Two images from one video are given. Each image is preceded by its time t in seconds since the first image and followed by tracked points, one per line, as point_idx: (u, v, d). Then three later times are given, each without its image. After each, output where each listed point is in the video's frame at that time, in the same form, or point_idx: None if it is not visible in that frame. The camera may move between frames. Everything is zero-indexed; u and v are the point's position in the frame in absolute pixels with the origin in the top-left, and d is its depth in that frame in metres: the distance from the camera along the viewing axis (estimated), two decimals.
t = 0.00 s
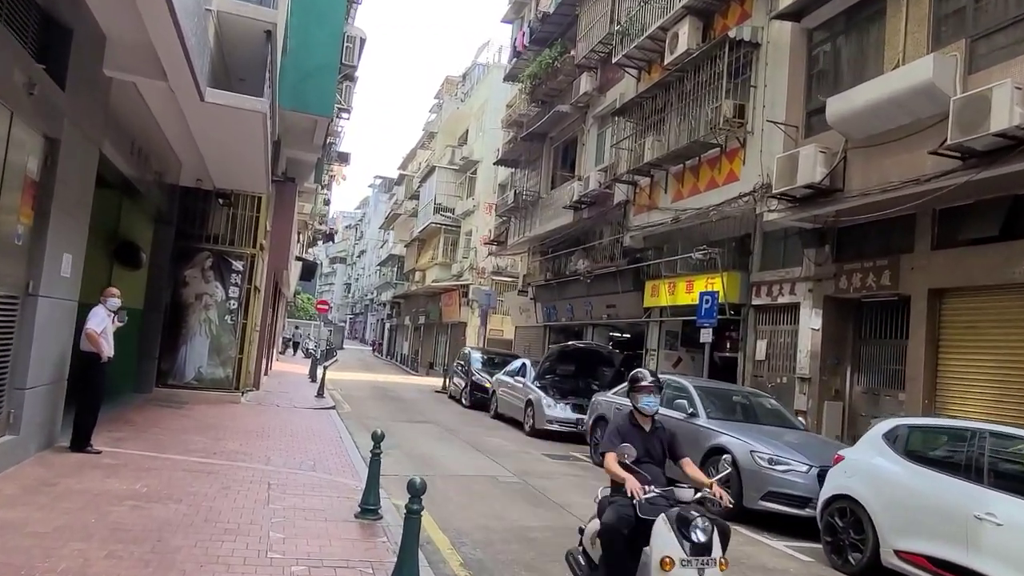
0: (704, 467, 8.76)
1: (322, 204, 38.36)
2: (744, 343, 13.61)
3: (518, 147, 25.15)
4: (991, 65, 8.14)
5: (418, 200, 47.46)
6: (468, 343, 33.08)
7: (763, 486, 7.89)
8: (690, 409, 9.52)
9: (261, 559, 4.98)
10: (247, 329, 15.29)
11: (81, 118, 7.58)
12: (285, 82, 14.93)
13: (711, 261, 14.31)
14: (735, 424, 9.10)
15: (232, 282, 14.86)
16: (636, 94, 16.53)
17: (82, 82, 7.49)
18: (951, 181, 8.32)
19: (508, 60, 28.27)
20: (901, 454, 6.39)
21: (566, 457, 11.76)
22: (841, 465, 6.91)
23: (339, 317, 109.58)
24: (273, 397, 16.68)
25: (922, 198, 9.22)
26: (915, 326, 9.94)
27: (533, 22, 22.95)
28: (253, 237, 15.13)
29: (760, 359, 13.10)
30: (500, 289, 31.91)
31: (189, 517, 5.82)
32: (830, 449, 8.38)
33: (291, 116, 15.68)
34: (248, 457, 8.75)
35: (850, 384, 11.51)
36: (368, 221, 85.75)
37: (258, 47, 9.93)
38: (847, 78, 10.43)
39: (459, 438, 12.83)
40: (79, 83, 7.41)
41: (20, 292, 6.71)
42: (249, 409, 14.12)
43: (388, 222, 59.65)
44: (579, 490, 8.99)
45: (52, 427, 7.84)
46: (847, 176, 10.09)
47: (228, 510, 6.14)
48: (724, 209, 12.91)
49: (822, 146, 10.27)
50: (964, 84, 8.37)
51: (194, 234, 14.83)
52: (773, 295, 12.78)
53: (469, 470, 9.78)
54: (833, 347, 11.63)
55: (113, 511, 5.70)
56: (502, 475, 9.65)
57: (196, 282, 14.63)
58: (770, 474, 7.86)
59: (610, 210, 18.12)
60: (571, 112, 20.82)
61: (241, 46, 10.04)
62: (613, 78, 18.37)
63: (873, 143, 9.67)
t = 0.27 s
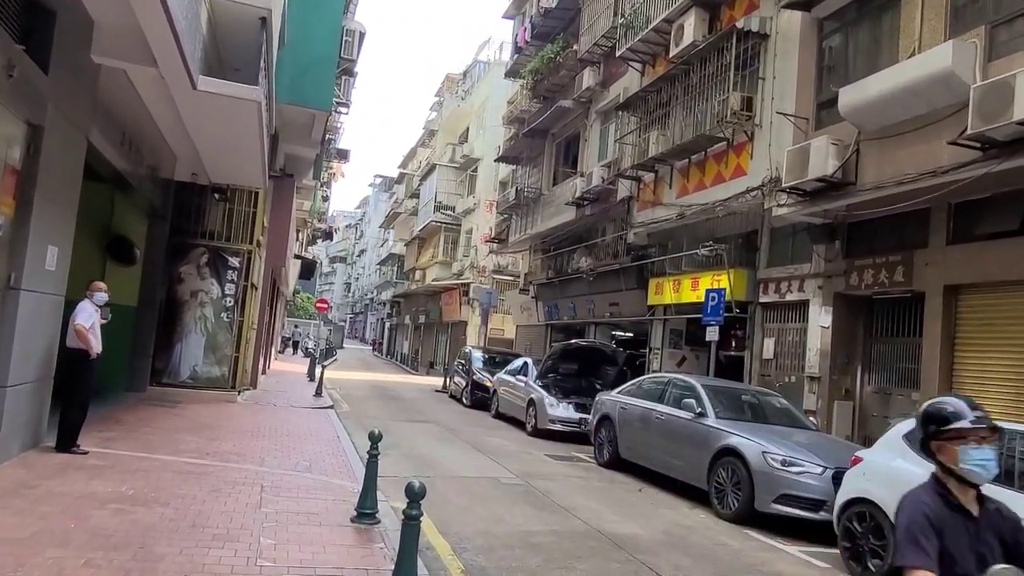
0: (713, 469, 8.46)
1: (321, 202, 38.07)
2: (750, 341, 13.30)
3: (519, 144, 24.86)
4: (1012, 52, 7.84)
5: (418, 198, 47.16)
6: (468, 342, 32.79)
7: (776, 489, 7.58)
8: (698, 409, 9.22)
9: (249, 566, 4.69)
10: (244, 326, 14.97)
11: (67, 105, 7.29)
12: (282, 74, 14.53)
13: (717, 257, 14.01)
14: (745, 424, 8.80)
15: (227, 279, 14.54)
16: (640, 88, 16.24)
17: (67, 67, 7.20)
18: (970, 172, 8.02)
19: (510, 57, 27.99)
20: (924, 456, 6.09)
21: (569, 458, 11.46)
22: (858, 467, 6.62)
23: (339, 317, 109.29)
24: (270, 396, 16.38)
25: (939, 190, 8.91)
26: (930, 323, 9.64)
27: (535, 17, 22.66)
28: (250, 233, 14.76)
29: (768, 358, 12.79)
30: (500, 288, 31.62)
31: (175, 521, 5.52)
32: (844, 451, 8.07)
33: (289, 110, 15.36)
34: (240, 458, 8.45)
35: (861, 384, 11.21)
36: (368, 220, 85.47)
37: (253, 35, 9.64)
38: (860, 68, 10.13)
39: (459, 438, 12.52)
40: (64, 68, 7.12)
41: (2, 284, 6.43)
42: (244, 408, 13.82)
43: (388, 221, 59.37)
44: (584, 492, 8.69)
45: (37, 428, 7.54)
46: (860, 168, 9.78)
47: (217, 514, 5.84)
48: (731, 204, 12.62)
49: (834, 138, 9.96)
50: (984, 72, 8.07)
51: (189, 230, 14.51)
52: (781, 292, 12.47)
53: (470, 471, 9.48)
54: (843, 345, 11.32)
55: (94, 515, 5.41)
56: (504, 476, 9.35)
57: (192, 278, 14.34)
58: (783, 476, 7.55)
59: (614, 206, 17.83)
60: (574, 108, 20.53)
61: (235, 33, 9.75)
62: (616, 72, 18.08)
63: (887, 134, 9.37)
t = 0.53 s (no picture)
0: (723, 472, 8.17)
1: (319, 199, 37.71)
2: (756, 340, 13.02)
3: (519, 140, 24.55)
4: None
5: (416, 195, 46.80)
6: (467, 340, 32.49)
7: (789, 493, 7.28)
8: (706, 409, 8.93)
9: None
10: (238, 325, 14.65)
11: (49, 94, 6.97)
12: (278, 69, 14.24)
13: (721, 254, 13.72)
14: (754, 425, 8.50)
15: (222, 276, 14.21)
16: (642, 81, 15.93)
17: (48, 55, 6.87)
18: (990, 164, 7.72)
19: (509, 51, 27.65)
20: (948, 460, 5.79)
21: (572, 459, 11.16)
22: (878, 472, 6.32)
23: (337, 315, 108.99)
24: (266, 395, 16.07)
25: (956, 183, 8.61)
26: (944, 321, 9.35)
27: (535, 11, 22.33)
28: (245, 229, 14.46)
29: (774, 356, 12.51)
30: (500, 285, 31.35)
31: (159, 531, 5.21)
32: (859, 453, 7.78)
33: (285, 104, 15.03)
34: (232, 461, 8.14)
35: (871, 383, 10.94)
36: (367, 218, 85.10)
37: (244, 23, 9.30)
38: (872, 58, 9.84)
39: (459, 439, 12.23)
40: (45, 55, 6.79)
41: None
42: (239, 408, 13.52)
43: (386, 219, 59.03)
44: (588, 496, 8.39)
45: (19, 430, 7.22)
46: (872, 161, 9.49)
47: (204, 522, 5.53)
48: (737, 199, 12.32)
49: (846, 129, 9.66)
50: (1004, 60, 7.71)
51: (183, 226, 14.19)
52: (788, 289, 12.19)
53: (470, 474, 9.18)
54: (853, 344, 11.04)
55: (73, 525, 5.09)
56: (505, 479, 9.05)
57: (185, 275, 14.00)
58: (796, 480, 7.26)
59: (616, 202, 17.52)
60: (574, 102, 20.22)
61: (226, 21, 9.42)
62: (619, 66, 17.76)
63: (902, 126, 9.06)
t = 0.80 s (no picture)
0: (730, 478, 7.88)
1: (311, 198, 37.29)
2: (758, 340, 12.76)
3: (514, 137, 24.25)
4: None
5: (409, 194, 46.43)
6: (461, 340, 32.17)
7: (799, 501, 7.00)
8: (710, 412, 8.64)
9: None
10: (228, 325, 14.29)
11: (25, 82, 6.61)
12: (268, 62, 13.89)
13: (722, 253, 13.46)
14: (761, 429, 8.22)
15: (210, 275, 13.85)
16: (641, 77, 15.66)
17: (23, 40, 6.51)
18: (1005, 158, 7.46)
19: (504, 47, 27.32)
20: (970, 467, 5.52)
21: (570, 463, 10.87)
22: (895, 479, 6.04)
23: (330, 315, 108.43)
24: (257, 397, 15.73)
25: (967, 179, 8.35)
26: (955, 321, 9.10)
27: (530, 6, 22.03)
28: (234, 227, 14.10)
29: (776, 357, 12.26)
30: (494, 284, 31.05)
31: (138, 546, 4.87)
32: (871, 458, 7.51)
33: (275, 99, 14.68)
34: (219, 467, 7.81)
35: (877, 384, 10.70)
36: (359, 217, 84.61)
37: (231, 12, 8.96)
38: (879, 51, 9.58)
39: (454, 442, 11.92)
40: (19, 41, 6.43)
41: None
42: (228, 411, 13.18)
43: (379, 218, 58.63)
44: (590, 503, 8.09)
45: None
46: (880, 157, 9.22)
47: (186, 536, 5.21)
48: (739, 196, 12.04)
49: (853, 125, 9.39)
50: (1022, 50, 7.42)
51: (170, 224, 13.83)
52: (791, 288, 11.93)
53: (467, 480, 8.86)
54: (858, 344, 10.79)
55: (45, 540, 4.76)
56: (503, 485, 8.74)
57: (173, 274, 13.63)
58: (807, 487, 6.98)
59: (613, 200, 17.26)
60: (571, 99, 19.94)
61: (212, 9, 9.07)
62: (616, 62, 17.49)
63: (911, 120, 8.79)
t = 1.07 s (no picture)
0: (739, 487, 7.58)
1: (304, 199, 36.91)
2: (761, 341, 12.48)
3: (509, 136, 23.95)
4: None
5: (403, 195, 46.10)
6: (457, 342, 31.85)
7: (813, 511, 6.70)
8: (717, 418, 8.34)
9: None
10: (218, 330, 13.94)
11: None
12: (257, 59, 13.54)
13: (723, 252, 13.18)
14: (770, 435, 7.92)
15: (200, 278, 13.50)
16: (638, 73, 15.37)
17: None
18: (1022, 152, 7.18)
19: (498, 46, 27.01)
20: (997, 477, 5.23)
21: (571, 470, 10.57)
22: (916, 489, 5.75)
23: (324, 317, 107.97)
24: (249, 403, 15.37)
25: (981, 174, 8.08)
26: (967, 321, 8.83)
27: (525, 4, 21.73)
28: (224, 229, 13.75)
29: (780, 359, 11.98)
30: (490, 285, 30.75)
31: (114, 570, 4.53)
32: (886, 464, 7.22)
33: (265, 98, 14.34)
34: (206, 479, 7.47)
35: (885, 386, 10.43)
36: (353, 218, 84.20)
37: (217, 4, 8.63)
38: (887, 44, 9.31)
39: (451, 448, 11.60)
40: None
41: None
42: (219, 418, 12.83)
43: (373, 219, 58.26)
44: (594, 513, 7.77)
45: None
46: (889, 152, 8.94)
47: (167, 558, 4.87)
48: (741, 194, 11.77)
49: (861, 119, 9.11)
50: None
51: (158, 226, 13.47)
52: (795, 288, 11.66)
53: (465, 489, 8.54)
54: (865, 345, 10.51)
55: (13, 565, 4.42)
56: (502, 494, 8.42)
57: (160, 278, 13.28)
58: (821, 497, 6.68)
59: (611, 199, 16.98)
60: (567, 97, 19.64)
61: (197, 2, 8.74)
62: (613, 59, 17.20)
63: (922, 114, 8.52)
